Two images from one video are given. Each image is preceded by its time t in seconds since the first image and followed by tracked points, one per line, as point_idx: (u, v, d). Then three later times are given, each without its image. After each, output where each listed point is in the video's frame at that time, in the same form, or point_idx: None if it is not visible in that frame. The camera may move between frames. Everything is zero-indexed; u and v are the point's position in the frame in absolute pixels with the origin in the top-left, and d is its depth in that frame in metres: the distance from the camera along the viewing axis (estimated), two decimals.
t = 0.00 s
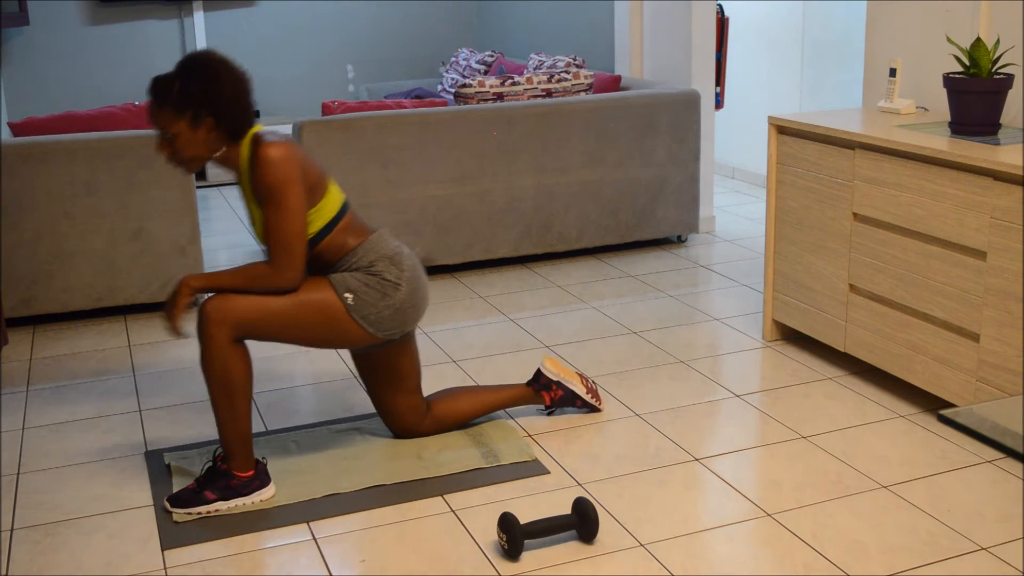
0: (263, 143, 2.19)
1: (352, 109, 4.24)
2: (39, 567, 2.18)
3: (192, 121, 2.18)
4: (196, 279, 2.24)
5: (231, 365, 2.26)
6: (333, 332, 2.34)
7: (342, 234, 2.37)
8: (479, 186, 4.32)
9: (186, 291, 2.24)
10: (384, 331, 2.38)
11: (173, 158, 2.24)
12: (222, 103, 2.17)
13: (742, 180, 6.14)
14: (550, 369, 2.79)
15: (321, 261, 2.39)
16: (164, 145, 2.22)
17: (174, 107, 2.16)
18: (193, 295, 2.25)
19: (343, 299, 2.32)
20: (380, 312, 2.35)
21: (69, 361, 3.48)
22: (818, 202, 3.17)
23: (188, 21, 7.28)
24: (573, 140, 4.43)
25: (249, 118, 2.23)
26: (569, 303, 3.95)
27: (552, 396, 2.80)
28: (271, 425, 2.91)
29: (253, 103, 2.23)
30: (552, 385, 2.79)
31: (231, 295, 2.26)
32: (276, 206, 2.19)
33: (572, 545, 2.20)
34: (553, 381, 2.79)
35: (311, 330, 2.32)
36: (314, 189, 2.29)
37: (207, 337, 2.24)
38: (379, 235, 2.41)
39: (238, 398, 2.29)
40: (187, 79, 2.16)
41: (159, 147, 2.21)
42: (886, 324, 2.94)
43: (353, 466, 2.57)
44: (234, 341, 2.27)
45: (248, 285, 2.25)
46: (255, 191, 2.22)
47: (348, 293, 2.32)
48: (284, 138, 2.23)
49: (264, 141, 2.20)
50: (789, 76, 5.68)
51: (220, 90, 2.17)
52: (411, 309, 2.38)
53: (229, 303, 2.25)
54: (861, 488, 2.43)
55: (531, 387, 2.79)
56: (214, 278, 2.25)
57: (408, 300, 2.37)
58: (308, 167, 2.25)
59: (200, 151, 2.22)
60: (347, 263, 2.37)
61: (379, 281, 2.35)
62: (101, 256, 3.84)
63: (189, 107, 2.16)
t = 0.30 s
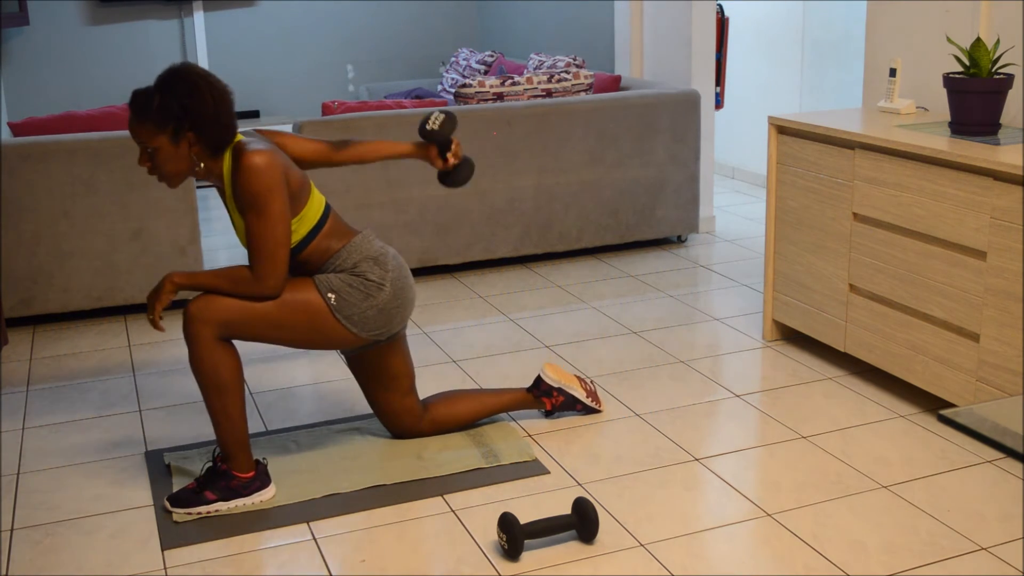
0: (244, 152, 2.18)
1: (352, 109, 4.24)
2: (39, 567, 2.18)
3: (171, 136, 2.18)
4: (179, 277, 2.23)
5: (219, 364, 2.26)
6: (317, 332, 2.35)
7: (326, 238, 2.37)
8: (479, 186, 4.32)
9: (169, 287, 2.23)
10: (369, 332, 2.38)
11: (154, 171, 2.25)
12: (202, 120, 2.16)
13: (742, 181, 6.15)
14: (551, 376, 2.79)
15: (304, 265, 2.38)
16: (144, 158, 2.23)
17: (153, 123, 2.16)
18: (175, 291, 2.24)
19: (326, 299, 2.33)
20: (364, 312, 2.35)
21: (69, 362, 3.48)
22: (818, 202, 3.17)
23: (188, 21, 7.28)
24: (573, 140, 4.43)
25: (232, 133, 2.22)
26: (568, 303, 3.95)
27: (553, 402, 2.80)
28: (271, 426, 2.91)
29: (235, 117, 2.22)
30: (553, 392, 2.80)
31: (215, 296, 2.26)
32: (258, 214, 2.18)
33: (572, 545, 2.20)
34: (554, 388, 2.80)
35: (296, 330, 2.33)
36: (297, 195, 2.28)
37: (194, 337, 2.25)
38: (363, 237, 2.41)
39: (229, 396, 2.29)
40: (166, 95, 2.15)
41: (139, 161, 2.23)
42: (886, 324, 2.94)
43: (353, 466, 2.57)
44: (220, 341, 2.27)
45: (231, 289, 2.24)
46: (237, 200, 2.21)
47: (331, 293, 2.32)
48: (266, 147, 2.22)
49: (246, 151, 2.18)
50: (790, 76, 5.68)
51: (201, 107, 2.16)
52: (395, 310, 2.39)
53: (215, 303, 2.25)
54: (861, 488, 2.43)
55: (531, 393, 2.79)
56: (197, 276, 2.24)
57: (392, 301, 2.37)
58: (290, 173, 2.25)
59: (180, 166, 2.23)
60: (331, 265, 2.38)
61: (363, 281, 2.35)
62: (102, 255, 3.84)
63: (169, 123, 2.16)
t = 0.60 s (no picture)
0: (270, 144, 2.19)
1: (352, 109, 4.24)
2: (39, 567, 2.18)
3: (199, 123, 2.18)
4: (196, 278, 2.26)
5: (230, 361, 2.26)
6: (330, 332, 2.35)
7: (348, 233, 2.36)
8: (479, 186, 4.32)
9: (185, 288, 2.27)
10: (381, 334, 2.38)
11: (180, 159, 2.24)
12: (230, 104, 2.17)
13: (742, 181, 6.15)
14: (551, 372, 2.79)
15: (323, 258, 2.38)
16: (171, 146, 2.22)
17: (181, 109, 2.16)
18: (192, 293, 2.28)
19: (341, 300, 2.32)
20: (377, 315, 2.35)
21: (69, 362, 3.48)
22: (818, 202, 3.17)
23: (188, 21, 7.28)
24: (574, 140, 4.43)
25: (258, 119, 2.24)
26: (569, 303, 3.95)
27: (553, 398, 2.80)
28: (271, 426, 2.91)
29: (261, 103, 2.24)
30: (553, 388, 2.79)
31: (230, 292, 2.27)
32: (280, 207, 2.18)
33: (572, 545, 2.20)
34: (554, 384, 2.79)
35: (310, 328, 2.33)
36: (320, 190, 2.28)
37: (207, 333, 2.25)
38: (385, 237, 2.40)
39: (237, 394, 2.29)
40: (194, 81, 2.16)
41: (166, 149, 2.21)
42: (886, 324, 2.94)
43: (353, 466, 2.57)
44: (233, 338, 2.27)
45: (246, 285, 2.25)
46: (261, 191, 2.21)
47: (345, 294, 2.32)
48: (292, 139, 2.22)
49: (272, 142, 2.19)
50: (790, 76, 5.68)
51: (228, 93, 2.17)
52: (409, 314, 2.38)
53: (229, 300, 2.25)
54: (861, 488, 2.43)
55: (531, 390, 2.79)
56: (213, 278, 2.26)
57: (406, 306, 2.37)
58: (315, 167, 2.24)
59: (207, 152, 2.22)
60: (350, 262, 2.37)
61: (378, 284, 2.34)
62: (101, 255, 3.84)
63: (196, 109, 2.16)
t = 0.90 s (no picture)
0: (291, 134, 2.20)
1: (353, 109, 4.24)
2: (40, 567, 2.18)
3: (225, 103, 2.18)
4: (207, 279, 2.27)
5: (237, 357, 2.26)
6: (339, 326, 2.35)
7: (360, 227, 2.37)
8: (480, 186, 4.32)
9: (197, 290, 2.27)
10: (389, 328, 2.38)
11: (204, 138, 2.24)
12: (257, 87, 2.18)
13: (742, 181, 6.15)
14: (551, 373, 2.79)
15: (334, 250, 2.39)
16: (195, 124, 2.22)
17: (208, 89, 2.17)
18: (204, 294, 2.28)
19: (350, 295, 2.32)
20: (385, 309, 2.35)
21: (69, 361, 3.48)
22: (818, 202, 3.17)
23: (189, 21, 7.28)
24: (574, 140, 4.43)
25: (282, 102, 2.24)
26: (569, 303, 3.95)
27: (553, 399, 2.80)
28: (271, 426, 2.90)
29: (286, 86, 2.24)
30: (554, 389, 2.80)
31: (240, 288, 2.27)
32: (296, 198, 2.20)
33: (572, 545, 2.20)
34: (555, 385, 2.79)
35: (318, 323, 2.33)
36: (337, 182, 2.29)
37: (215, 329, 2.24)
38: (395, 232, 2.40)
39: (243, 391, 2.29)
40: (223, 62, 2.16)
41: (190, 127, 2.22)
42: (886, 324, 2.94)
43: (353, 466, 2.57)
44: (241, 334, 2.27)
45: (258, 279, 2.27)
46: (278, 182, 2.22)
47: (354, 289, 2.32)
48: (312, 130, 2.23)
49: (293, 132, 2.20)
50: (789, 76, 5.68)
51: (256, 76, 2.18)
52: (417, 309, 2.38)
53: (238, 296, 2.25)
54: (861, 488, 2.43)
55: (531, 390, 2.79)
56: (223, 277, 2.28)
57: (414, 300, 2.37)
58: (334, 160, 2.26)
59: (231, 133, 2.23)
60: (360, 257, 2.37)
61: (387, 279, 2.34)
62: (101, 255, 3.84)
63: (223, 90, 2.17)
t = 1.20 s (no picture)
0: (287, 137, 2.20)
1: (352, 109, 4.24)
2: (40, 567, 2.18)
3: (218, 109, 2.18)
4: (203, 281, 2.24)
5: (239, 357, 2.26)
6: (341, 325, 2.35)
7: (359, 227, 2.38)
8: (480, 186, 4.32)
9: (192, 291, 2.24)
10: (391, 326, 2.39)
11: (197, 144, 2.24)
12: (250, 92, 2.18)
13: (742, 181, 6.15)
14: (550, 370, 2.80)
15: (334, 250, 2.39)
16: (189, 130, 2.22)
17: (200, 95, 2.16)
18: (199, 295, 2.25)
19: (352, 294, 2.33)
20: (388, 308, 2.36)
21: (69, 361, 3.48)
22: (818, 203, 3.17)
23: (188, 21, 7.28)
24: (574, 140, 4.43)
25: (275, 106, 2.24)
26: (569, 303, 3.95)
27: (552, 397, 2.81)
28: (271, 426, 2.90)
29: (279, 90, 2.24)
30: (552, 387, 2.80)
31: (242, 287, 2.27)
32: (295, 201, 2.20)
33: (572, 545, 2.20)
34: (553, 382, 2.80)
35: (320, 323, 2.33)
36: (335, 183, 2.29)
37: (218, 328, 2.24)
38: (394, 231, 2.41)
39: (244, 391, 2.29)
40: (214, 68, 2.16)
41: (183, 133, 2.22)
42: (886, 324, 2.94)
43: (353, 466, 2.57)
44: (243, 334, 2.27)
45: (256, 279, 2.25)
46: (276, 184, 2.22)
47: (357, 288, 2.33)
48: (307, 132, 2.23)
49: (289, 135, 2.20)
50: (790, 76, 5.68)
51: (248, 81, 2.18)
52: (419, 306, 2.39)
53: (241, 295, 2.25)
54: (861, 488, 2.43)
55: (530, 388, 2.80)
56: (221, 277, 2.25)
57: (416, 298, 2.38)
58: (331, 161, 2.26)
59: (224, 138, 2.23)
60: (360, 257, 2.37)
61: (389, 277, 2.35)
62: (101, 256, 3.84)
63: (216, 96, 2.17)
